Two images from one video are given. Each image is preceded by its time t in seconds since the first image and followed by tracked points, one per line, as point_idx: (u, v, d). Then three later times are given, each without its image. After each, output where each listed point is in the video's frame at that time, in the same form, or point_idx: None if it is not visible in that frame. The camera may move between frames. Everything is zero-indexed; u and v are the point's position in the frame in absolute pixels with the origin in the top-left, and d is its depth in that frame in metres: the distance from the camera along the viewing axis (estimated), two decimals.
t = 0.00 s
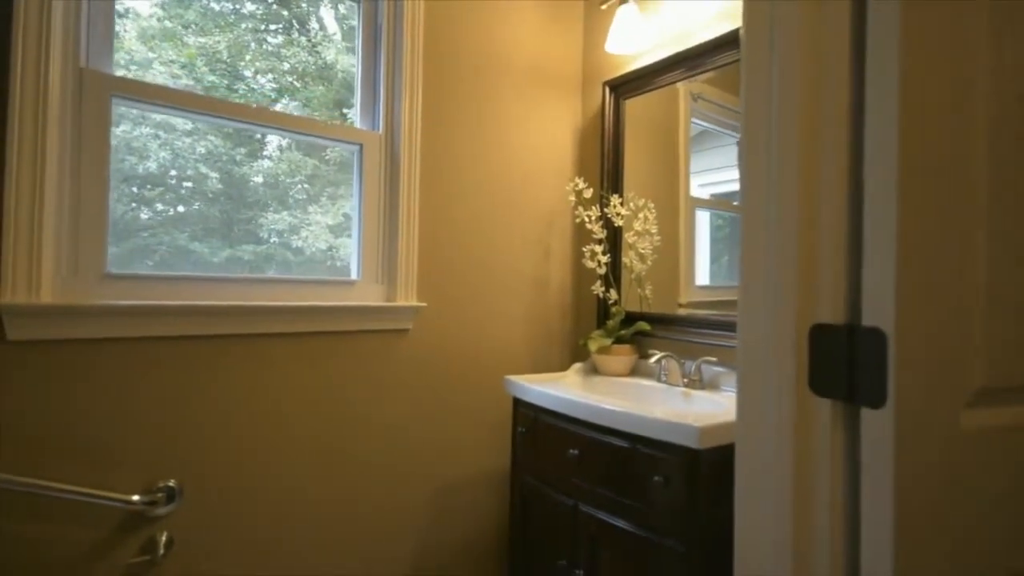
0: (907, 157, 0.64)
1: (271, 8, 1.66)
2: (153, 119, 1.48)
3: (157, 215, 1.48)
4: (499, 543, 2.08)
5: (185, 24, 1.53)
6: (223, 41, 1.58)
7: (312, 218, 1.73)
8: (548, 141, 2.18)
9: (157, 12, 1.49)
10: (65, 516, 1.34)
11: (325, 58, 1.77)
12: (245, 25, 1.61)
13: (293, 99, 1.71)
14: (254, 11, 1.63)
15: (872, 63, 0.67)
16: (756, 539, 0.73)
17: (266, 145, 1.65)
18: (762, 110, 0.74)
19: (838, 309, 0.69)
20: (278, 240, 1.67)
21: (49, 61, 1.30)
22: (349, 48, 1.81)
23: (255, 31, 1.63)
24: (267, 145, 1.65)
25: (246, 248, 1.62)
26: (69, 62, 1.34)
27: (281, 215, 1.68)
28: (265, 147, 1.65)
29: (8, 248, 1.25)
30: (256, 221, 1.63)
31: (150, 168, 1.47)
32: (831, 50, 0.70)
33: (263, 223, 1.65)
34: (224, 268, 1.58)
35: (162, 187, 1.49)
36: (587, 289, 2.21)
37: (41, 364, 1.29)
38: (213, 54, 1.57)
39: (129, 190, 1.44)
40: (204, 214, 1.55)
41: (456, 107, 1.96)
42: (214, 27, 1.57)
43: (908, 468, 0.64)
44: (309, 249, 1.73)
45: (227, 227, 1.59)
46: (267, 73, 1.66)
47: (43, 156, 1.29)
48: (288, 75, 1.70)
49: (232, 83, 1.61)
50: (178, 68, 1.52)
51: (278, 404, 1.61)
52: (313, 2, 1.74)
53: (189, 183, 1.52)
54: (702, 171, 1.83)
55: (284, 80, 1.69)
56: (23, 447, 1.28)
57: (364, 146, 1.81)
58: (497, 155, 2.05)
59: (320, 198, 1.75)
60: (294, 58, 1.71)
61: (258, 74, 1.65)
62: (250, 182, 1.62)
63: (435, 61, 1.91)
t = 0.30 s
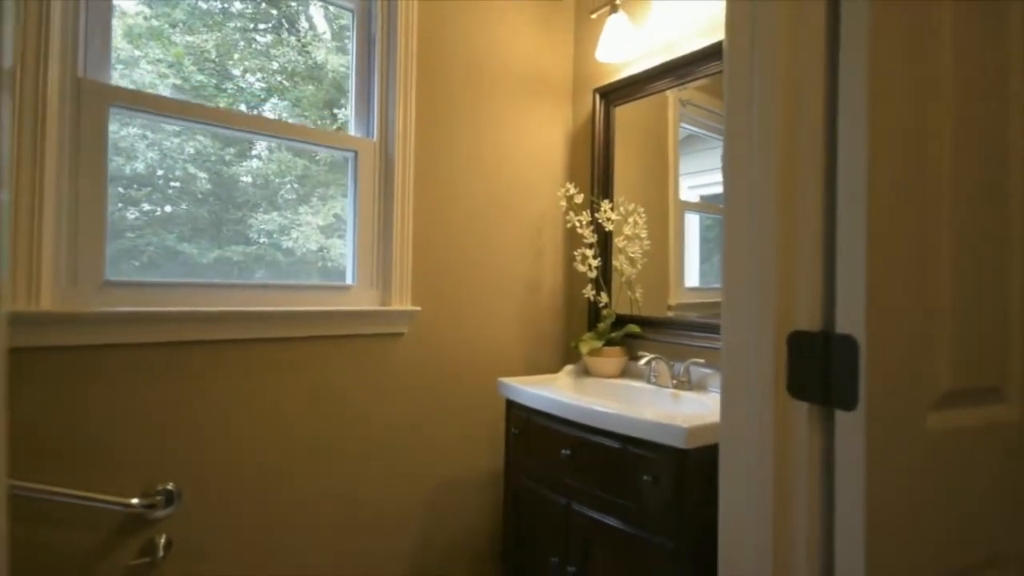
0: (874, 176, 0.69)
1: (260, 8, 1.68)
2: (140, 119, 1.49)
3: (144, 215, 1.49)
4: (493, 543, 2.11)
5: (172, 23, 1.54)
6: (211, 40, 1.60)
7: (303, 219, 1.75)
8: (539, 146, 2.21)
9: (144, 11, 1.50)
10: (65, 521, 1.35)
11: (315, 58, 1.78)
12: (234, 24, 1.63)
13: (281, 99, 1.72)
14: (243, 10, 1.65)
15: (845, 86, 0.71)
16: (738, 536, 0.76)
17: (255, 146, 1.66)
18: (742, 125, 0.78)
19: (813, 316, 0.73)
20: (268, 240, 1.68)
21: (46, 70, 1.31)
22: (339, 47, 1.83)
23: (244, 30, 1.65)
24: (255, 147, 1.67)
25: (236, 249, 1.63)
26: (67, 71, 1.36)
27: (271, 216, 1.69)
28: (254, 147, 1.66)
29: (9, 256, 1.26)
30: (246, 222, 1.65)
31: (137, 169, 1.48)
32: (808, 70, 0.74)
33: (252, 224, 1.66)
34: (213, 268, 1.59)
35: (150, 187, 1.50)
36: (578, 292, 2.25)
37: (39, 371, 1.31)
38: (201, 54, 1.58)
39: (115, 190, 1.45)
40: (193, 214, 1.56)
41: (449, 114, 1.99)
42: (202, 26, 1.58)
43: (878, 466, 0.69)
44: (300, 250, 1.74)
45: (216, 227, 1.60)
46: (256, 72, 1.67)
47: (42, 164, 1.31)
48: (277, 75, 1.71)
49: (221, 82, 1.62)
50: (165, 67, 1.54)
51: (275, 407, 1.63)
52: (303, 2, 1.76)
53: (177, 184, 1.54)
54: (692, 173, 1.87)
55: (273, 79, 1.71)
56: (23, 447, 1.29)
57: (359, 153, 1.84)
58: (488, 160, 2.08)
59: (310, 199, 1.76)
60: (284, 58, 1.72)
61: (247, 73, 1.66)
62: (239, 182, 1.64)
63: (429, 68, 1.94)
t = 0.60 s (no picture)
0: (848, 193, 0.73)
1: (248, 6, 1.69)
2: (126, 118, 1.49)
3: (130, 215, 1.50)
4: (486, 546, 2.13)
5: (158, 22, 1.54)
6: (198, 38, 1.60)
7: (292, 219, 1.77)
8: (530, 153, 2.24)
9: (129, 9, 1.50)
10: (63, 530, 1.36)
11: (304, 58, 1.80)
12: (222, 23, 1.65)
13: (270, 98, 1.73)
14: (230, 9, 1.66)
15: (822, 108, 0.74)
16: (724, 538, 0.80)
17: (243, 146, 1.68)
18: (727, 143, 0.81)
19: (792, 328, 0.77)
20: (257, 241, 1.70)
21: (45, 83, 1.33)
22: (327, 47, 1.85)
23: (231, 29, 1.66)
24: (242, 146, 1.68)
25: (224, 250, 1.65)
26: (65, 84, 1.38)
27: (260, 217, 1.71)
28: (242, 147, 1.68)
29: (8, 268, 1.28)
30: (235, 223, 1.66)
31: (124, 170, 1.49)
32: (787, 91, 0.76)
33: (241, 224, 1.68)
34: (201, 269, 1.61)
35: (136, 187, 1.51)
36: (569, 297, 2.29)
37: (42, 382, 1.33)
38: (188, 53, 1.59)
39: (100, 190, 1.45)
40: (180, 215, 1.58)
41: (441, 121, 2.01)
42: (188, 25, 1.59)
43: (852, 470, 0.73)
44: (289, 252, 1.76)
45: (204, 227, 1.61)
46: (244, 72, 1.69)
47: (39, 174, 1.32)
48: (264, 74, 1.72)
49: (209, 81, 1.63)
50: (152, 66, 1.54)
51: (271, 412, 1.65)
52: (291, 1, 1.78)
53: (164, 184, 1.55)
54: (681, 175, 1.91)
55: (261, 78, 1.72)
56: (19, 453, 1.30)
57: (353, 161, 1.86)
58: (479, 166, 2.11)
59: (300, 200, 1.78)
60: (272, 57, 1.74)
61: (235, 72, 1.67)
62: (226, 183, 1.65)
63: (420, 75, 1.96)
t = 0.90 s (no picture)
0: (826, 208, 0.76)
1: (235, 6, 1.70)
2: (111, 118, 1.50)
3: (113, 215, 1.50)
4: (478, 549, 2.15)
5: (143, 21, 1.55)
6: (184, 37, 1.61)
7: (281, 220, 1.78)
8: (522, 161, 2.27)
9: (114, 8, 1.51)
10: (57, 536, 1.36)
11: (292, 58, 1.81)
12: (208, 22, 1.66)
13: (258, 98, 1.74)
14: (217, 8, 1.67)
15: (802, 130, 0.79)
16: (709, 539, 0.83)
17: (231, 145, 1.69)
18: (711, 161, 0.85)
19: (774, 337, 0.81)
20: (244, 242, 1.71)
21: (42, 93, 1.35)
22: (316, 47, 1.86)
23: (218, 28, 1.67)
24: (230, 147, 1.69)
25: (210, 251, 1.65)
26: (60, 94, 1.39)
27: (248, 218, 1.72)
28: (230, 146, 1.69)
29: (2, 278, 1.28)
30: (222, 223, 1.67)
31: (110, 170, 1.49)
32: (767, 113, 0.81)
33: (229, 226, 1.69)
34: (187, 271, 1.61)
35: (122, 188, 1.51)
36: (560, 301, 2.32)
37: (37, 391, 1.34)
38: (173, 52, 1.60)
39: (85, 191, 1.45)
40: (165, 215, 1.58)
41: (432, 129, 2.03)
42: (174, 23, 1.60)
43: (831, 473, 0.77)
44: (278, 253, 1.77)
45: (190, 227, 1.62)
46: (231, 71, 1.69)
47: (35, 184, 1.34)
48: (252, 74, 1.73)
49: (195, 80, 1.63)
50: (137, 65, 1.54)
51: (265, 418, 1.68)
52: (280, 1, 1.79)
53: (150, 184, 1.55)
54: (670, 179, 1.96)
55: (249, 78, 1.73)
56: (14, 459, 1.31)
57: (346, 168, 1.88)
58: (472, 173, 2.13)
59: (288, 201, 1.79)
60: (260, 57, 1.75)
61: (221, 71, 1.68)
62: (212, 183, 1.66)
63: (412, 83, 1.98)
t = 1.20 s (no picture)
0: (800, 220, 0.80)
1: (219, 4, 1.70)
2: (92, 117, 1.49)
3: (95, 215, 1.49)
4: (467, 552, 2.17)
5: (125, 18, 1.55)
6: (167, 35, 1.62)
7: (266, 221, 1.78)
8: (510, 166, 2.29)
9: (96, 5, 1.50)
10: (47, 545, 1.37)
11: (278, 57, 1.81)
12: (192, 19, 1.66)
13: (243, 97, 1.75)
14: (201, 6, 1.67)
15: (778, 144, 0.81)
16: (691, 540, 0.86)
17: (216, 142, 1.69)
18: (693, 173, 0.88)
19: (754, 345, 0.84)
20: (229, 244, 1.71)
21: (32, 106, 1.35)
22: (302, 46, 1.86)
23: (202, 26, 1.67)
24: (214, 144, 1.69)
25: (193, 252, 1.65)
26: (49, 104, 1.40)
27: (233, 218, 1.72)
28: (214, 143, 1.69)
29: None
30: (206, 224, 1.67)
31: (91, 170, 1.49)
32: (745, 128, 0.84)
33: (213, 227, 1.69)
34: (170, 272, 1.61)
35: (104, 187, 1.51)
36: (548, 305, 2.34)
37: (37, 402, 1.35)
38: (156, 50, 1.60)
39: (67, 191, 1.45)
40: (147, 215, 1.58)
41: (420, 134, 2.04)
42: (157, 21, 1.60)
43: (807, 476, 0.80)
44: (264, 254, 1.78)
45: (172, 228, 1.62)
46: (215, 69, 1.70)
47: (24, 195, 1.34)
48: (236, 73, 1.73)
49: (178, 78, 1.63)
50: (119, 63, 1.54)
51: (252, 424, 1.69)
52: None
53: (132, 184, 1.55)
54: (656, 182, 2.00)
55: (233, 77, 1.73)
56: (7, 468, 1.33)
57: (334, 174, 1.89)
58: (460, 179, 2.15)
59: (274, 202, 1.80)
60: (244, 55, 1.75)
61: (205, 70, 1.68)
62: (196, 182, 1.66)
63: (400, 88, 1.99)
